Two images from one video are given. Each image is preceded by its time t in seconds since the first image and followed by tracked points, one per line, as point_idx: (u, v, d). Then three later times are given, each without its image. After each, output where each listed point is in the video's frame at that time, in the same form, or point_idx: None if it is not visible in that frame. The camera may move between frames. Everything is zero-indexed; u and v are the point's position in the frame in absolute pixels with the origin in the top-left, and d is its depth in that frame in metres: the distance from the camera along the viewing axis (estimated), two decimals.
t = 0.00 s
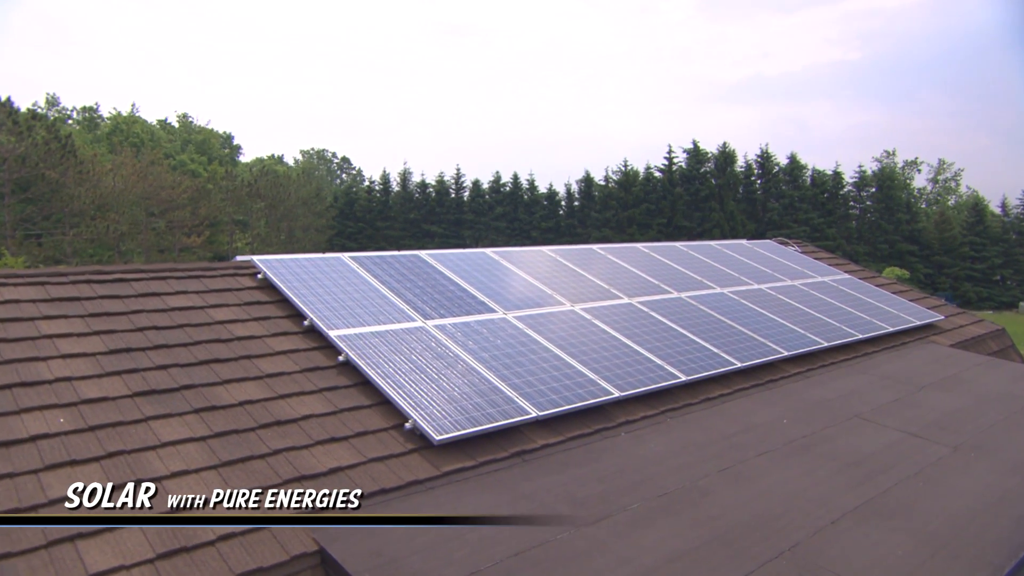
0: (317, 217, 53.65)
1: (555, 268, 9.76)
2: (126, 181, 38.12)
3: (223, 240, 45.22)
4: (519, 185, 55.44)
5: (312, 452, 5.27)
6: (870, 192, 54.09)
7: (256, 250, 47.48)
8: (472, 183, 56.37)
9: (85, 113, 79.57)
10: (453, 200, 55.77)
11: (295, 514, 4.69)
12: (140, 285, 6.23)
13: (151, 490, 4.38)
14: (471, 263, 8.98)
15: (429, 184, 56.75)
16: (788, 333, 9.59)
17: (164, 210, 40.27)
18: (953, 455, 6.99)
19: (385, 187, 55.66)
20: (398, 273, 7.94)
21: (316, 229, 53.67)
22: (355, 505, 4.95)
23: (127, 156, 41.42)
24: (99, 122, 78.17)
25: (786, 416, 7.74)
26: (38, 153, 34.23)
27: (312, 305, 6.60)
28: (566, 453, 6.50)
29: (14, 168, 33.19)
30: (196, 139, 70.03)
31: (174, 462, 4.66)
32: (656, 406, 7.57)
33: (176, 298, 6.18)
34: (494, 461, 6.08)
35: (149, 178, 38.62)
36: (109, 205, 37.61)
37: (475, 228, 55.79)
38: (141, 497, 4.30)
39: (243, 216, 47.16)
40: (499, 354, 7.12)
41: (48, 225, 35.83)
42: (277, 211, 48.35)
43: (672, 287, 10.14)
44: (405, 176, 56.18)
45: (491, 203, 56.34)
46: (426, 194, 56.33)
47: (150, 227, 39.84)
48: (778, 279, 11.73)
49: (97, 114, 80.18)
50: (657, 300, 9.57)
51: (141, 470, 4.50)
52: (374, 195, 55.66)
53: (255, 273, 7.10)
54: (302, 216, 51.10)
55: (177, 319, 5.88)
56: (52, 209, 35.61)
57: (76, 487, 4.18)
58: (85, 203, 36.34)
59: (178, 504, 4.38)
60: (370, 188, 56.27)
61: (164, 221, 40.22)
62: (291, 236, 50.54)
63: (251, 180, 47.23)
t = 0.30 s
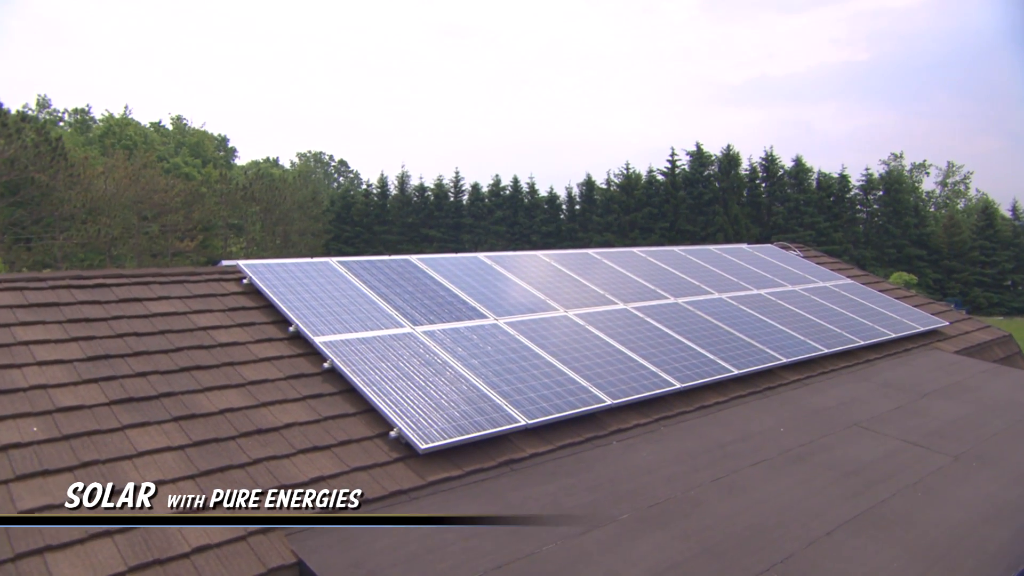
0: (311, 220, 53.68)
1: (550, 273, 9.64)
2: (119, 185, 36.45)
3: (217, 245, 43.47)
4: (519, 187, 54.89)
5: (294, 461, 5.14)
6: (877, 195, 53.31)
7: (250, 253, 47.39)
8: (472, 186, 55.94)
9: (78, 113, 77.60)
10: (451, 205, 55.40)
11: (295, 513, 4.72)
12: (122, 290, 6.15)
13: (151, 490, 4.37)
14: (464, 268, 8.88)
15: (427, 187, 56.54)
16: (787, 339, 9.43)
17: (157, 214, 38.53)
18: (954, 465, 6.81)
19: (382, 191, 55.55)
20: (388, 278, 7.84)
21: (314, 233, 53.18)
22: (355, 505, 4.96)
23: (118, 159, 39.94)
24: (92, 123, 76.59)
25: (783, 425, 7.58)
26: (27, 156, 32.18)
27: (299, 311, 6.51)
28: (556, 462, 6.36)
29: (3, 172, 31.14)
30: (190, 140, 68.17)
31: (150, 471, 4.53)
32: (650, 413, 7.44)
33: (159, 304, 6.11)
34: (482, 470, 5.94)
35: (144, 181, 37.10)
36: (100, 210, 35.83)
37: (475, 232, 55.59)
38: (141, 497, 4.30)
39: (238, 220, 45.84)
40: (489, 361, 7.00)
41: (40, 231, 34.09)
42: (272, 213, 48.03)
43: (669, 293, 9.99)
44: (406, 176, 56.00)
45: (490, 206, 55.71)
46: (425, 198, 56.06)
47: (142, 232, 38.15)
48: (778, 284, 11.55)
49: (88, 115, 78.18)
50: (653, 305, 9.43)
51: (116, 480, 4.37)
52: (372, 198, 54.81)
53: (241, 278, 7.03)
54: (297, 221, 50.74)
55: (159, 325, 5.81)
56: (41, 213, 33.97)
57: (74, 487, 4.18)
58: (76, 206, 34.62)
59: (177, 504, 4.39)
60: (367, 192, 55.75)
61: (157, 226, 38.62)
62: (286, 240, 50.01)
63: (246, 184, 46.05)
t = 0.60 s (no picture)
0: (312, 224, 52.92)
1: (544, 279, 9.54)
2: (111, 188, 35.69)
3: (212, 250, 42.49)
4: (520, 191, 54.60)
5: (274, 471, 5.03)
6: (885, 199, 53.29)
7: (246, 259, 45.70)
8: (471, 191, 55.58)
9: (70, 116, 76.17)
10: (451, 209, 55.09)
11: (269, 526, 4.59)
12: (104, 296, 6.12)
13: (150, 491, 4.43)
14: (457, 274, 8.79)
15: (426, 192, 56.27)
16: (786, 346, 9.27)
17: (149, 219, 37.61)
18: (955, 475, 6.63)
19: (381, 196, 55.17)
20: (378, 284, 7.77)
21: (312, 238, 52.69)
22: (354, 506, 5.02)
23: (110, 161, 39.03)
24: (85, 126, 75.08)
25: (779, 433, 7.43)
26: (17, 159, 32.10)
27: (285, 318, 6.44)
28: (546, 472, 6.24)
29: None
30: (183, 143, 66.61)
31: (125, 482, 4.44)
32: (643, 422, 7.31)
33: (141, 311, 6.06)
34: (469, 480, 5.83)
35: (137, 185, 36.37)
36: (93, 214, 35.25)
37: (474, 237, 55.26)
38: (140, 497, 4.35)
39: (233, 225, 44.96)
40: (478, 368, 6.90)
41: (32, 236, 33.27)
42: (269, 218, 46.70)
43: (666, 299, 9.86)
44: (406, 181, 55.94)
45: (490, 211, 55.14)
46: (424, 202, 55.81)
47: (135, 237, 37.29)
48: (778, 289, 11.39)
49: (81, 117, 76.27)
50: (648, 312, 9.30)
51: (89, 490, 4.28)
52: (370, 202, 54.29)
53: (226, 284, 6.98)
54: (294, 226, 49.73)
55: (140, 332, 5.76)
56: (32, 217, 32.77)
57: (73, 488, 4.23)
58: (67, 210, 33.88)
59: (177, 504, 4.43)
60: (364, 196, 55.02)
61: (151, 231, 37.58)
62: (284, 245, 48.84)
63: (242, 190, 45.05)
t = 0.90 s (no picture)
0: (308, 231, 52.82)
1: (540, 286, 9.43)
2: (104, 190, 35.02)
3: (208, 256, 42.43)
4: (523, 197, 54.35)
5: (256, 483, 4.94)
6: (895, 204, 52.60)
7: (243, 265, 45.03)
8: (472, 197, 55.37)
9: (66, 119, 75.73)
10: (452, 214, 54.87)
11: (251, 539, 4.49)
12: (86, 303, 6.07)
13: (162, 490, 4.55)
14: (451, 281, 8.70)
15: (428, 198, 56.15)
16: (787, 355, 9.09)
17: (143, 226, 37.58)
18: (958, 488, 6.43)
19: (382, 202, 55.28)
20: (370, 292, 7.70)
21: (310, 243, 52.63)
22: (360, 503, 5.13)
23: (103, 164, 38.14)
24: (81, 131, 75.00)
25: (777, 444, 7.26)
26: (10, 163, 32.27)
27: (272, 326, 6.38)
28: (537, 483, 6.10)
29: None
30: (180, 148, 66.21)
31: (101, 494, 4.36)
32: (638, 433, 7.16)
33: (125, 319, 6.02)
34: (457, 492, 5.69)
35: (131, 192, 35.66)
36: (87, 219, 34.82)
37: (476, 243, 55.19)
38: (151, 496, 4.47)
39: (231, 231, 44.63)
40: (469, 377, 6.80)
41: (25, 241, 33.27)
42: (266, 226, 46.06)
43: (664, 306, 9.72)
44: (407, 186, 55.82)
45: (492, 216, 54.91)
46: (425, 208, 55.70)
47: (130, 243, 37.08)
48: (781, 297, 11.21)
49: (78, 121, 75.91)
50: (646, 319, 9.16)
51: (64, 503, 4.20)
52: (370, 208, 54.11)
53: (214, 291, 6.95)
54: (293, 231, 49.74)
55: (123, 340, 5.72)
56: (26, 223, 32.99)
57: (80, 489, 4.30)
58: (61, 216, 33.76)
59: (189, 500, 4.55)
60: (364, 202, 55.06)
61: (146, 237, 37.58)
62: (282, 251, 48.72)
63: (239, 193, 44.94)
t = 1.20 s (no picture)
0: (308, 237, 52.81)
1: (535, 293, 9.34)
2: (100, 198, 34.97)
3: (205, 264, 42.31)
4: (526, 202, 54.12)
5: (237, 494, 4.87)
6: (907, 209, 52.09)
7: (240, 271, 44.78)
8: (475, 202, 55.13)
9: (63, 125, 75.44)
10: (454, 219, 54.75)
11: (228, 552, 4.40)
12: (69, 311, 6.05)
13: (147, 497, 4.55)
14: (444, 287, 8.62)
15: (428, 202, 55.56)
16: (788, 363, 8.92)
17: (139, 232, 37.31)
18: (960, 500, 6.25)
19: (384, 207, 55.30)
20: (361, 299, 7.63)
21: (315, 249, 52.64)
22: (348, 514, 5.09)
23: (101, 171, 38.04)
24: (74, 134, 74.55)
25: (775, 454, 7.11)
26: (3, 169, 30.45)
27: (259, 334, 6.32)
28: (526, 495, 5.98)
29: None
30: (179, 154, 65.94)
31: (77, 507, 4.30)
32: (632, 443, 7.03)
33: (109, 327, 5.98)
34: (444, 503, 5.59)
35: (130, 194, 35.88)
36: (84, 225, 34.44)
37: (479, 249, 54.96)
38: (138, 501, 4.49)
39: (229, 236, 44.38)
40: (459, 386, 6.70)
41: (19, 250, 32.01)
42: (265, 231, 46.21)
43: (663, 314, 9.58)
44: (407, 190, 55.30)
45: (495, 222, 54.72)
46: (426, 214, 55.04)
47: (126, 249, 36.60)
48: (783, 303, 11.02)
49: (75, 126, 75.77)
50: (643, 327, 9.02)
51: (38, 516, 4.15)
52: (370, 213, 54.15)
53: (201, 298, 6.91)
54: (294, 238, 49.63)
55: (106, 349, 5.68)
56: (20, 230, 31.24)
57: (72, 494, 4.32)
58: (57, 223, 32.60)
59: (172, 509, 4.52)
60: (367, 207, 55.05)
61: (143, 243, 36.96)
62: (280, 257, 48.38)
63: (239, 200, 44.83)
